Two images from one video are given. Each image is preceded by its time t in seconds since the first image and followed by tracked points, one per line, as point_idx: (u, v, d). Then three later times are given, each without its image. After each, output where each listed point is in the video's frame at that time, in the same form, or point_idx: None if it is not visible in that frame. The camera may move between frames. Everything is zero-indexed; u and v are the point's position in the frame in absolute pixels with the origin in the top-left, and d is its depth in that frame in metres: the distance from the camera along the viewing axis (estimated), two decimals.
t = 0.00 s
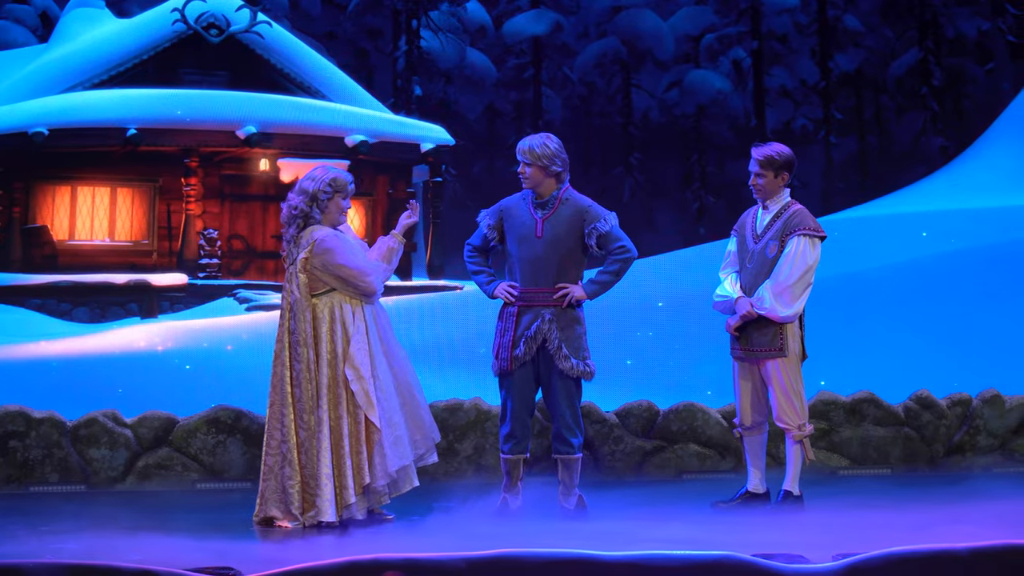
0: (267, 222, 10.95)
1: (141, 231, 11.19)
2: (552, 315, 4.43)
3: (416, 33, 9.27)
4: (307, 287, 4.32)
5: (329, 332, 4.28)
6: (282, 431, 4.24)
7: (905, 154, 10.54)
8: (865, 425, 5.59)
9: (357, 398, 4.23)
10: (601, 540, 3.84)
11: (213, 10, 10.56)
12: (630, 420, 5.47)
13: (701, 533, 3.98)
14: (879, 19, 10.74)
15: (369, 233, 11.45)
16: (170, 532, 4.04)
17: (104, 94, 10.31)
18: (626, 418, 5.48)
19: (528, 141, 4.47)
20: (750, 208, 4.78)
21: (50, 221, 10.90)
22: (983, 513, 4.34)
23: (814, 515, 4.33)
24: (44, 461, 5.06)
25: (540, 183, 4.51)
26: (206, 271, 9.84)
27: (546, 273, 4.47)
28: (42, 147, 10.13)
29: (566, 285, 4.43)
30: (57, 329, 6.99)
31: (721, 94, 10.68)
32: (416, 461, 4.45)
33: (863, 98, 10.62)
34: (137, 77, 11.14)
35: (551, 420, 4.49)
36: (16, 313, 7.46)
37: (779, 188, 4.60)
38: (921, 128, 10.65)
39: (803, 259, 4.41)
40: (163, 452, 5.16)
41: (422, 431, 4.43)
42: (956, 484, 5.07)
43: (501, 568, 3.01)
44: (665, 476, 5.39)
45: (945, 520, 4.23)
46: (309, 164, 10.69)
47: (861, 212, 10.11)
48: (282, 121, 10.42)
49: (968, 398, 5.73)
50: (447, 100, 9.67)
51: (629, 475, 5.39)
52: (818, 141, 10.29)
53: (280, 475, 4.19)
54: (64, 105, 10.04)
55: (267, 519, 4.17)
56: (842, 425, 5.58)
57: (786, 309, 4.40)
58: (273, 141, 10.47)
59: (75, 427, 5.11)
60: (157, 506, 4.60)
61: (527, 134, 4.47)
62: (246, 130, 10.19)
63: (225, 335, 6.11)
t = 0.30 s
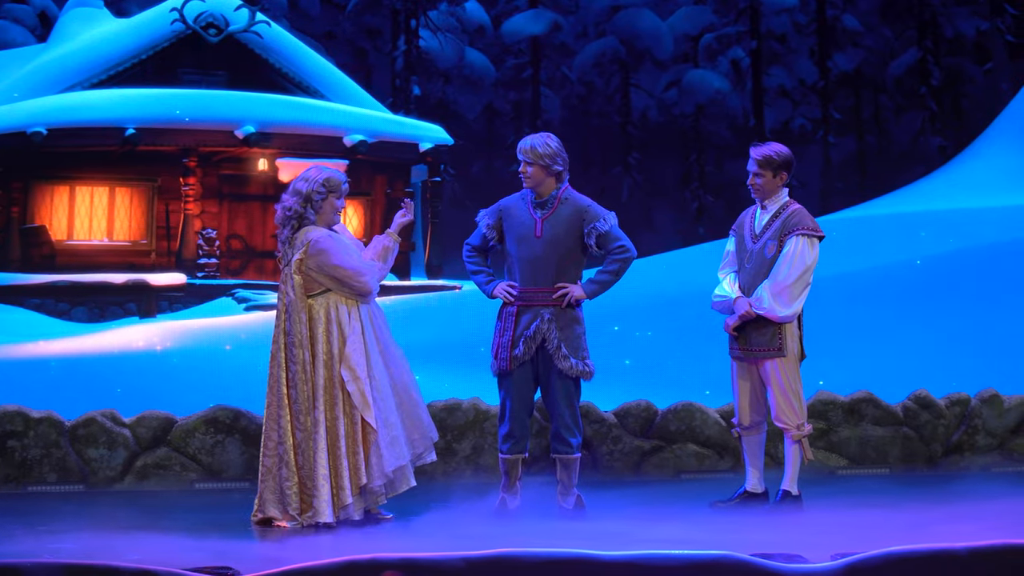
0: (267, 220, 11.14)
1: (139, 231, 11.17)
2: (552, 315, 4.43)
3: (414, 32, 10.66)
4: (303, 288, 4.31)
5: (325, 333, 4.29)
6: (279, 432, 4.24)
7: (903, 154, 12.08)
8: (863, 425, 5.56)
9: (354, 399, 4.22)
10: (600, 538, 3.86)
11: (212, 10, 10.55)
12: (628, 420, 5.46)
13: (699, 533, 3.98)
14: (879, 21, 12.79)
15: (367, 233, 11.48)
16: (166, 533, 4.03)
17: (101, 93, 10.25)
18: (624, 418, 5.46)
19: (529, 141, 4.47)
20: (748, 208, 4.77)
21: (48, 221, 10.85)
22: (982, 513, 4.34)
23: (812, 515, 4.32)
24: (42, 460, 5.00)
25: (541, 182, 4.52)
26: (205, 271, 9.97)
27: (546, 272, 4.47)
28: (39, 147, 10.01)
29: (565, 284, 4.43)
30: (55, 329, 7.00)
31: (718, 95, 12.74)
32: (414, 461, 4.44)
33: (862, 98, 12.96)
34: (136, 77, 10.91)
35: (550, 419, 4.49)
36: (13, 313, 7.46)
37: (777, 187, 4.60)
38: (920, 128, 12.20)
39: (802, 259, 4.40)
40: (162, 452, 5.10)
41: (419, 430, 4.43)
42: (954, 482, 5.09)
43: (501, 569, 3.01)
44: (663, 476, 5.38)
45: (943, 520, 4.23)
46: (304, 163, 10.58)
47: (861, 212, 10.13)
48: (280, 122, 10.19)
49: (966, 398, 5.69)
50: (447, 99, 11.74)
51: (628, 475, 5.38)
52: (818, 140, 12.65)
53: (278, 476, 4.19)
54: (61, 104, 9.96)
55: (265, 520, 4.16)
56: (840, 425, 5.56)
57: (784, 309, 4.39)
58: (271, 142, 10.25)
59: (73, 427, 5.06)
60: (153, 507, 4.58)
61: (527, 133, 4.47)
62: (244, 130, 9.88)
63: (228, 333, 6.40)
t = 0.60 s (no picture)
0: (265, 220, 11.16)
1: (137, 230, 11.17)
2: (550, 314, 4.43)
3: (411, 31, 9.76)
4: (301, 287, 4.32)
5: (322, 332, 4.29)
6: (277, 431, 4.24)
7: (901, 154, 11.39)
8: (861, 425, 5.55)
9: (351, 399, 4.22)
10: (598, 537, 3.86)
11: (209, 10, 10.48)
12: (627, 420, 5.46)
13: (697, 532, 3.98)
14: (878, 20, 12.40)
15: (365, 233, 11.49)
16: (166, 532, 4.03)
17: (99, 93, 10.26)
18: (622, 418, 5.46)
19: (528, 140, 4.46)
20: (746, 207, 4.78)
21: (46, 220, 10.87)
22: (980, 513, 4.33)
23: (810, 515, 4.32)
24: (40, 460, 5.00)
25: (540, 181, 4.51)
26: (203, 271, 9.99)
27: (544, 272, 4.47)
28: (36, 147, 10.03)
29: (564, 284, 4.43)
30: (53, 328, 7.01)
31: (716, 94, 13.16)
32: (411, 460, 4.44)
33: (858, 98, 12.74)
34: (134, 77, 11.12)
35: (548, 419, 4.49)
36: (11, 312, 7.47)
37: (775, 187, 4.60)
38: (917, 127, 11.60)
39: (799, 259, 4.40)
40: (160, 452, 5.09)
41: (417, 429, 4.43)
42: (952, 481, 5.10)
43: (499, 568, 3.01)
44: (661, 476, 5.38)
45: (941, 519, 4.23)
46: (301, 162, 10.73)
47: (859, 212, 10.12)
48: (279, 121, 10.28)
49: (965, 398, 5.67)
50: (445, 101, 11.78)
51: (626, 475, 5.38)
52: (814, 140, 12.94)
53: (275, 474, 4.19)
54: (60, 103, 9.96)
55: (263, 518, 4.16)
56: (838, 424, 5.55)
57: (782, 309, 4.39)
58: (269, 140, 10.35)
59: (72, 426, 5.05)
60: (151, 506, 4.58)
61: (526, 133, 4.46)
62: (241, 130, 9.95)
63: (227, 333, 6.30)
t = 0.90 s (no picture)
0: (263, 220, 11.16)
1: (137, 230, 11.17)
2: (550, 314, 4.43)
3: (412, 31, 10.70)
4: (302, 286, 4.32)
5: (321, 331, 4.29)
6: (275, 428, 4.26)
7: (900, 154, 12.17)
8: (861, 424, 5.54)
9: (345, 398, 4.22)
10: (598, 537, 3.86)
11: (208, 10, 10.60)
12: (626, 420, 5.45)
13: (696, 533, 3.97)
14: (876, 20, 13.23)
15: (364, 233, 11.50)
16: (164, 533, 4.02)
17: (98, 93, 10.27)
18: (622, 418, 5.45)
19: (528, 140, 4.46)
20: (746, 207, 4.77)
21: (46, 221, 10.86)
22: (979, 512, 4.33)
23: (809, 515, 4.32)
24: (40, 460, 4.99)
25: (540, 181, 4.51)
26: (203, 271, 10.03)
27: (543, 272, 4.47)
28: (35, 147, 10.00)
29: (564, 284, 4.43)
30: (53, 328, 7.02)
31: (715, 94, 12.87)
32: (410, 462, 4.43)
33: (858, 97, 13.29)
34: (133, 77, 11.02)
35: (547, 419, 4.49)
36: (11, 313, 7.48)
37: (774, 187, 4.60)
38: (916, 128, 12.31)
39: (798, 259, 4.40)
40: (159, 452, 5.09)
41: (416, 431, 4.42)
42: (952, 481, 5.11)
43: (499, 569, 3.00)
44: (661, 476, 5.37)
45: (940, 519, 4.23)
46: (304, 163, 10.73)
47: (857, 211, 10.11)
48: (277, 121, 10.25)
49: (964, 397, 5.64)
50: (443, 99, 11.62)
51: (625, 475, 5.37)
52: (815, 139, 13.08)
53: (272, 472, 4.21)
54: (60, 103, 9.98)
55: (261, 517, 4.18)
56: (838, 424, 5.55)
57: (781, 309, 4.39)
58: (268, 141, 10.28)
59: (71, 427, 5.04)
60: (149, 507, 4.57)
61: (526, 133, 4.46)
62: (241, 130, 9.86)
63: (226, 333, 6.41)
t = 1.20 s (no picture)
0: (261, 220, 11.22)
1: (134, 230, 11.23)
2: (548, 313, 4.43)
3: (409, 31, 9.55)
4: (310, 287, 4.37)
5: (323, 332, 4.31)
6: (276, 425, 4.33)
7: (897, 155, 11.52)
8: (858, 424, 5.54)
9: (339, 399, 4.22)
10: (596, 537, 3.85)
11: (206, 9, 10.61)
12: (624, 420, 5.45)
13: (694, 533, 3.96)
14: (874, 20, 12.41)
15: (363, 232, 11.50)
16: (162, 532, 4.03)
17: (96, 92, 10.25)
18: (619, 417, 5.46)
19: (526, 139, 4.46)
20: (743, 207, 4.77)
21: (44, 219, 10.88)
22: (978, 512, 4.32)
23: (808, 514, 4.32)
24: (37, 459, 4.99)
25: (538, 181, 4.51)
26: (200, 270, 9.98)
27: (541, 271, 4.47)
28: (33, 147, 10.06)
29: (562, 284, 4.43)
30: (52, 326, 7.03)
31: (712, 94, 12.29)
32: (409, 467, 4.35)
33: (856, 97, 11.95)
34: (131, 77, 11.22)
35: (546, 418, 4.49)
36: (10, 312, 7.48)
37: (773, 187, 4.60)
38: (915, 128, 11.66)
39: (796, 259, 4.40)
40: (157, 451, 5.08)
41: (415, 436, 4.33)
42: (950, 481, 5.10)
43: (496, 569, 3.00)
44: (659, 475, 5.37)
45: (939, 518, 4.22)
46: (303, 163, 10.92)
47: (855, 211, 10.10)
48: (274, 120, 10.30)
49: (962, 396, 5.64)
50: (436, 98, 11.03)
51: (622, 475, 5.37)
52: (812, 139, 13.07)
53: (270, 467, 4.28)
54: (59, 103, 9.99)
55: (259, 516, 4.20)
56: (836, 424, 5.54)
57: (779, 309, 4.39)
58: (267, 140, 10.33)
59: (69, 426, 5.05)
60: (146, 507, 4.57)
61: (523, 133, 4.46)
62: (240, 129, 9.96)
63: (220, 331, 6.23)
